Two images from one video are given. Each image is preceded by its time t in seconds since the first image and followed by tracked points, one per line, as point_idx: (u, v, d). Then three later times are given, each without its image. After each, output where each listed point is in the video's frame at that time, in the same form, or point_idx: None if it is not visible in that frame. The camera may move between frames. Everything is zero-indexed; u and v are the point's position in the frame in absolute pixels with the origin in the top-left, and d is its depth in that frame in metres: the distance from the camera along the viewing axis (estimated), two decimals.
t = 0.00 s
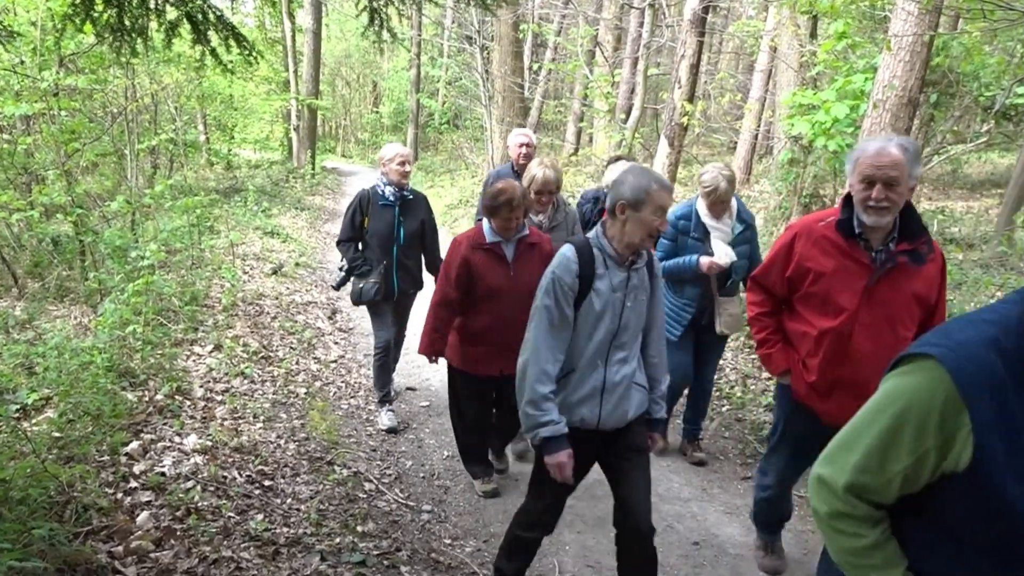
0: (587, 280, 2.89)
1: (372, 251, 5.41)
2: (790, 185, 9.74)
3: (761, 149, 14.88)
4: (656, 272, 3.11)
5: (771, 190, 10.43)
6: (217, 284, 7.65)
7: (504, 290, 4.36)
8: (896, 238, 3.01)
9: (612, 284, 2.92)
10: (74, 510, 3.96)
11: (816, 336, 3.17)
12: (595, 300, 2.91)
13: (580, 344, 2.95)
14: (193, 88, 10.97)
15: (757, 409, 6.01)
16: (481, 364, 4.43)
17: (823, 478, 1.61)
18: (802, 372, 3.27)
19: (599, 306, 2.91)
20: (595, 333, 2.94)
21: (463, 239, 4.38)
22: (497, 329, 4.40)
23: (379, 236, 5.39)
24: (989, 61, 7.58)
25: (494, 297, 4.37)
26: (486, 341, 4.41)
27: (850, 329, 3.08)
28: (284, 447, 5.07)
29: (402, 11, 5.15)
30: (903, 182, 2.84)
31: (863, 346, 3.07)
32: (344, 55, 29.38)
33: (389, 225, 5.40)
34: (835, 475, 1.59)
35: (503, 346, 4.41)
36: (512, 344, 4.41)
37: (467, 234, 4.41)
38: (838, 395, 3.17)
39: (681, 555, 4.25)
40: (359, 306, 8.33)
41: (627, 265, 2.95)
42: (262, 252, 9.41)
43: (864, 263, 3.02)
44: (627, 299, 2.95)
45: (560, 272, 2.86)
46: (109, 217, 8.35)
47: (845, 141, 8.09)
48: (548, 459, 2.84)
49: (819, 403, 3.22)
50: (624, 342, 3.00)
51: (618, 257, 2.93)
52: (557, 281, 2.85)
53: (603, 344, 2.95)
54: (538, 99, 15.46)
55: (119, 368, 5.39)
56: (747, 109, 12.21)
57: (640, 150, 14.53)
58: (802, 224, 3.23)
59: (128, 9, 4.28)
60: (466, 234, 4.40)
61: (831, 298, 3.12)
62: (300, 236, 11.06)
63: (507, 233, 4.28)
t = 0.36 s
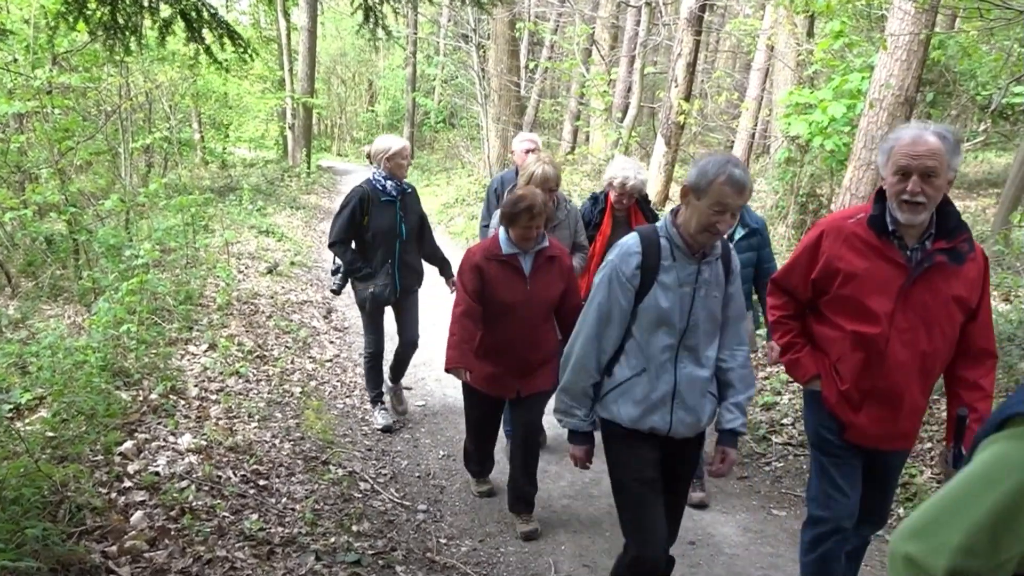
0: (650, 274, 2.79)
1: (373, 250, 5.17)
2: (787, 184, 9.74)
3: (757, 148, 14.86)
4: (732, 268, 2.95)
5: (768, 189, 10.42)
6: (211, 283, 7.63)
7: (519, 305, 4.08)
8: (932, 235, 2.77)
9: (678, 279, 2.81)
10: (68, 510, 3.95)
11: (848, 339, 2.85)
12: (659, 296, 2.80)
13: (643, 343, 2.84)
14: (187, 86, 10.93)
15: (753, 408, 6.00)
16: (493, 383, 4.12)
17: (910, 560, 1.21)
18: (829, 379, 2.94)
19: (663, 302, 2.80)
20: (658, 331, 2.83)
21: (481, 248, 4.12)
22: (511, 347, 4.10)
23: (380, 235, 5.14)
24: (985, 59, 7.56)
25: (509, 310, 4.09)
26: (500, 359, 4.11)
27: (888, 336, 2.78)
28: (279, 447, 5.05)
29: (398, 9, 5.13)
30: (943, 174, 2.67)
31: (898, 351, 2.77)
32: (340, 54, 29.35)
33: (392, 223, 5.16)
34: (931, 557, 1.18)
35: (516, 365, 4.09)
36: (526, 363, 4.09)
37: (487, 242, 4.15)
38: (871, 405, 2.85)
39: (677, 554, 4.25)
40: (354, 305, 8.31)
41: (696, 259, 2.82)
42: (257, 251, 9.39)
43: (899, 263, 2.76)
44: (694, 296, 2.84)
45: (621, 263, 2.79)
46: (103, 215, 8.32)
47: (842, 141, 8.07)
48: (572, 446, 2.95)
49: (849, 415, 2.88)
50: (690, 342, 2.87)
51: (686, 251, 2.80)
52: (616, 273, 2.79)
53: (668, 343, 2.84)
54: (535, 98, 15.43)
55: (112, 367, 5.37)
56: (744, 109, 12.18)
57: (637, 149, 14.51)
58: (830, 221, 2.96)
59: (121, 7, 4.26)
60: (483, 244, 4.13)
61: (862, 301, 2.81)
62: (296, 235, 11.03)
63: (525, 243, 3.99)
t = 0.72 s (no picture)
0: (705, 310, 2.50)
1: (369, 260, 4.89)
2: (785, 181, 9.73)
3: (755, 145, 14.85)
4: (805, 303, 2.60)
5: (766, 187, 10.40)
6: (206, 280, 7.60)
7: (541, 305, 3.70)
8: (966, 253, 2.58)
9: (737, 316, 2.50)
10: (61, 507, 3.93)
11: (882, 372, 2.62)
12: (715, 334, 2.50)
13: (698, 384, 2.56)
14: (182, 82, 10.89)
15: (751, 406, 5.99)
16: (508, 392, 3.77)
17: None
18: (860, 418, 2.69)
19: (719, 340, 2.50)
20: (715, 372, 2.54)
21: (502, 241, 3.70)
22: (530, 350, 3.75)
23: (378, 246, 4.87)
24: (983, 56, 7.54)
25: (529, 311, 3.71)
26: (517, 365, 3.76)
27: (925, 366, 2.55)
28: (274, 444, 5.03)
29: (394, 4, 5.09)
30: (979, 187, 2.49)
31: (938, 383, 2.54)
32: (336, 50, 29.35)
33: (388, 234, 4.88)
34: None
35: (534, 371, 3.77)
36: (544, 369, 3.78)
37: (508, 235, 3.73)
38: (908, 443, 2.60)
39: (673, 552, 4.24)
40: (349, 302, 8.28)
41: (759, 294, 2.50)
42: (252, 248, 9.37)
43: (932, 286, 2.55)
44: (756, 334, 2.51)
45: (674, 296, 2.52)
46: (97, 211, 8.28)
47: (840, 138, 8.06)
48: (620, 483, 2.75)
49: (884, 455, 2.63)
50: (751, 387, 2.55)
51: (747, 284, 2.49)
52: (669, 307, 2.53)
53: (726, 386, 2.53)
54: (532, 94, 15.42)
55: (107, 364, 5.35)
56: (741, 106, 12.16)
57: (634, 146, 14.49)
58: (849, 241, 2.74)
59: (115, 2, 4.22)
60: (504, 237, 3.72)
61: (893, 329, 2.59)
62: (291, 232, 11.01)
63: (554, 238, 3.60)
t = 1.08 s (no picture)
0: (783, 311, 2.09)
1: (370, 254, 4.75)
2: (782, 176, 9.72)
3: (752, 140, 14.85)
4: (894, 309, 2.20)
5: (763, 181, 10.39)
6: (201, 274, 7.58)
7: (557, 321, 3.24)
8: None
9: (817, 319, 2.09)
10: (57, 502, 3.92)
11: (963, 401, 2.28)
12: (791, 338, 2.10)
13: (770, 399, 2.15)
14: (176, 75, 10.84)
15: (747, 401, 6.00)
16: (526, 421, 3.28)
17: None
18: (916, 447, 2.41)
19: (796, 346, 2.09)
20: (791, 383, 2.13)
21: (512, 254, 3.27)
22: (547, 372, 3.29)
23: (377, 236, 4.71)
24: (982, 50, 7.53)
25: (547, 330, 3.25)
26: (534, 389, 3.29)
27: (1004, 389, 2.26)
28: (270, 439, 5.03)
29: None
30: None
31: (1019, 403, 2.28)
32: (331, 43, 29.28)
33: (389, 224, 4.73)
34: None
35: (554, 393, 3.29)
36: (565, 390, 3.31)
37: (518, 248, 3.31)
38: (979, 473, 2.33)
39: (670, 547, 4.24)
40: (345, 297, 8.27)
41: (844, 294, 2.09)
42: (248, 243, 9.35)
43: (1013, 297, 2.23)
44: (837, 341, 2.11)
45: (745, 293, 2.11)
46: (92, 206, 8.24)
47: (837, 133, 8.05)
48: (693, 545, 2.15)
49: (949, 488, 2.36)
50: (829, 401, 2.15)
51: (831, 281, 2.08)
52: (738, 306, 2.11)
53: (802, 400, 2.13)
54: (528, 88, 15.39)
55: (102, 359, 5.34)
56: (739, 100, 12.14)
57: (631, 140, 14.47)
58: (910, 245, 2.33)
59: None
60: (513, 250, 3.29)
61: (975, 350, 2.24)
62: (287, 227, 10.99)
63: (566, 250, 3.20)
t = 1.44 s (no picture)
0: (890, 335, 1.76)
1: (376, 256, 4.46)
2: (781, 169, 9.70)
3: (750, 133, 14.83)
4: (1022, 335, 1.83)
5: (761, 174, 10.36)
6: (197, 267, 7.56)
7: (589, 328, 2.90)
8: None
9: (932, 343, 1.75)
10: (52, 494, 3.91)
11: None
12: (899, 365, 1.76)
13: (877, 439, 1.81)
14: (172, 67, 10.78)
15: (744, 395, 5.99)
16: (557, 436, 2.98)
17: None
18: None
19: (904, 375, 1.76)
20: (898, 418, 1.79)
21: (535, 253, 2.96)
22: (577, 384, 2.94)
23: (384, 238, 4.43)
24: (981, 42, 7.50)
25: (577, 338, 2.91)
26: (563, 403, 2.95)
27: None
28: (267, 432, 5.01)
29: None
30: None
31: None
32: (328, 34, 29.21)
33: (396, 225, 4.46)
34: None
35: (585, 406, 2.95)
36: (597, 404, 2.96)
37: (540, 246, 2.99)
38: None
39: (667, 540, 4.22)
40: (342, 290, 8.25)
41: (963, 315, 1.75)
42: (244, 235, 9.33)
43: None
44: (956, 374, 1.76)
45: (843, 312, 1.79)
46: (87, 197, 8.21)
47: (836, 126, 8.02)
48: None
49: None
50: (947, 442, 1.79)
51: (948, 300, 1.75)
52: (834, 329, 1.79)
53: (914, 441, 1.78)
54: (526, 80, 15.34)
55: (97, 351, 5.32)
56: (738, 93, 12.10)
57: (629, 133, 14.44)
58: None
59: None
60: (535, 250, 2.98)
61: None
62: (283, 219, 10.96)
63: (594, 249, 2.89)
